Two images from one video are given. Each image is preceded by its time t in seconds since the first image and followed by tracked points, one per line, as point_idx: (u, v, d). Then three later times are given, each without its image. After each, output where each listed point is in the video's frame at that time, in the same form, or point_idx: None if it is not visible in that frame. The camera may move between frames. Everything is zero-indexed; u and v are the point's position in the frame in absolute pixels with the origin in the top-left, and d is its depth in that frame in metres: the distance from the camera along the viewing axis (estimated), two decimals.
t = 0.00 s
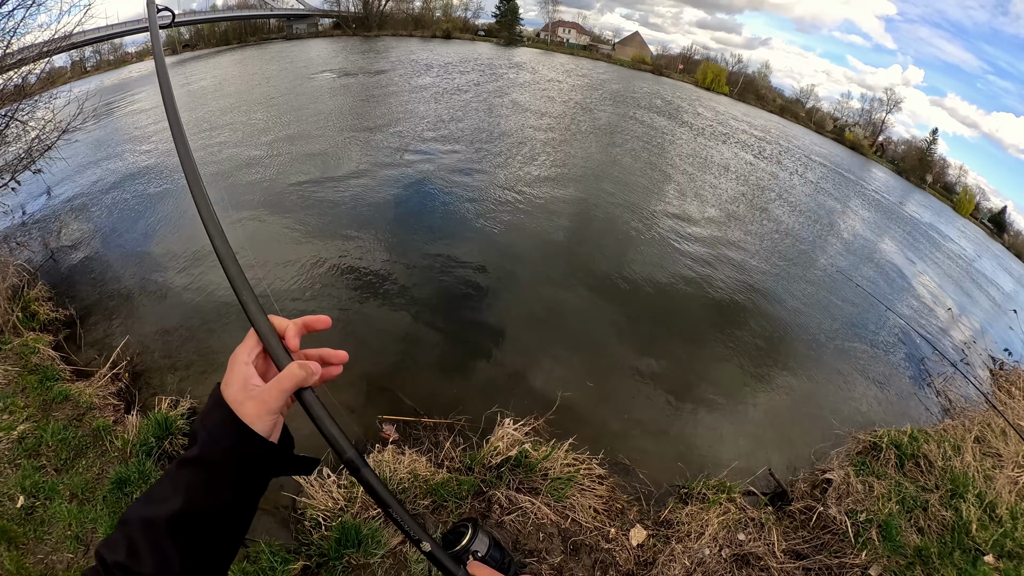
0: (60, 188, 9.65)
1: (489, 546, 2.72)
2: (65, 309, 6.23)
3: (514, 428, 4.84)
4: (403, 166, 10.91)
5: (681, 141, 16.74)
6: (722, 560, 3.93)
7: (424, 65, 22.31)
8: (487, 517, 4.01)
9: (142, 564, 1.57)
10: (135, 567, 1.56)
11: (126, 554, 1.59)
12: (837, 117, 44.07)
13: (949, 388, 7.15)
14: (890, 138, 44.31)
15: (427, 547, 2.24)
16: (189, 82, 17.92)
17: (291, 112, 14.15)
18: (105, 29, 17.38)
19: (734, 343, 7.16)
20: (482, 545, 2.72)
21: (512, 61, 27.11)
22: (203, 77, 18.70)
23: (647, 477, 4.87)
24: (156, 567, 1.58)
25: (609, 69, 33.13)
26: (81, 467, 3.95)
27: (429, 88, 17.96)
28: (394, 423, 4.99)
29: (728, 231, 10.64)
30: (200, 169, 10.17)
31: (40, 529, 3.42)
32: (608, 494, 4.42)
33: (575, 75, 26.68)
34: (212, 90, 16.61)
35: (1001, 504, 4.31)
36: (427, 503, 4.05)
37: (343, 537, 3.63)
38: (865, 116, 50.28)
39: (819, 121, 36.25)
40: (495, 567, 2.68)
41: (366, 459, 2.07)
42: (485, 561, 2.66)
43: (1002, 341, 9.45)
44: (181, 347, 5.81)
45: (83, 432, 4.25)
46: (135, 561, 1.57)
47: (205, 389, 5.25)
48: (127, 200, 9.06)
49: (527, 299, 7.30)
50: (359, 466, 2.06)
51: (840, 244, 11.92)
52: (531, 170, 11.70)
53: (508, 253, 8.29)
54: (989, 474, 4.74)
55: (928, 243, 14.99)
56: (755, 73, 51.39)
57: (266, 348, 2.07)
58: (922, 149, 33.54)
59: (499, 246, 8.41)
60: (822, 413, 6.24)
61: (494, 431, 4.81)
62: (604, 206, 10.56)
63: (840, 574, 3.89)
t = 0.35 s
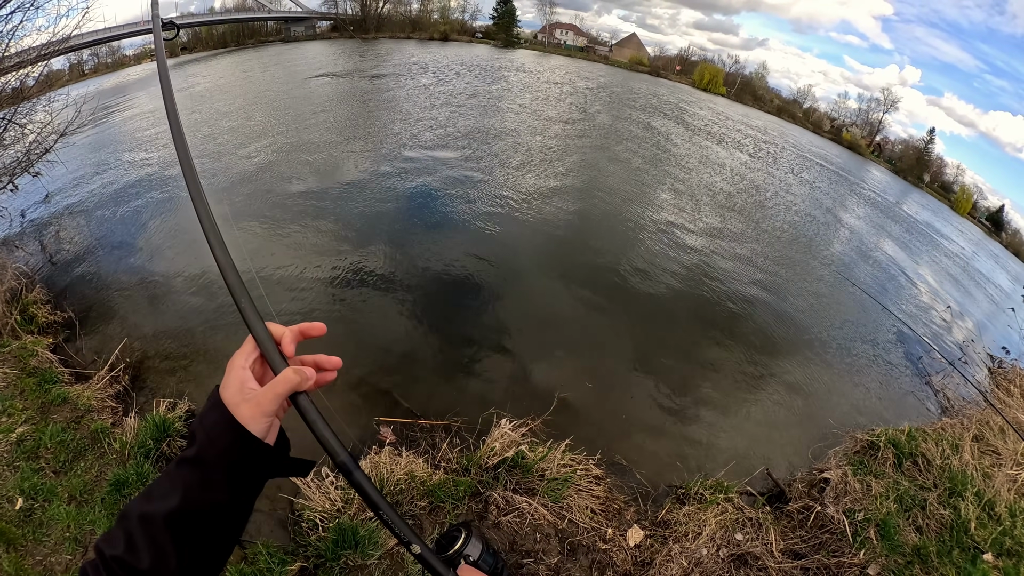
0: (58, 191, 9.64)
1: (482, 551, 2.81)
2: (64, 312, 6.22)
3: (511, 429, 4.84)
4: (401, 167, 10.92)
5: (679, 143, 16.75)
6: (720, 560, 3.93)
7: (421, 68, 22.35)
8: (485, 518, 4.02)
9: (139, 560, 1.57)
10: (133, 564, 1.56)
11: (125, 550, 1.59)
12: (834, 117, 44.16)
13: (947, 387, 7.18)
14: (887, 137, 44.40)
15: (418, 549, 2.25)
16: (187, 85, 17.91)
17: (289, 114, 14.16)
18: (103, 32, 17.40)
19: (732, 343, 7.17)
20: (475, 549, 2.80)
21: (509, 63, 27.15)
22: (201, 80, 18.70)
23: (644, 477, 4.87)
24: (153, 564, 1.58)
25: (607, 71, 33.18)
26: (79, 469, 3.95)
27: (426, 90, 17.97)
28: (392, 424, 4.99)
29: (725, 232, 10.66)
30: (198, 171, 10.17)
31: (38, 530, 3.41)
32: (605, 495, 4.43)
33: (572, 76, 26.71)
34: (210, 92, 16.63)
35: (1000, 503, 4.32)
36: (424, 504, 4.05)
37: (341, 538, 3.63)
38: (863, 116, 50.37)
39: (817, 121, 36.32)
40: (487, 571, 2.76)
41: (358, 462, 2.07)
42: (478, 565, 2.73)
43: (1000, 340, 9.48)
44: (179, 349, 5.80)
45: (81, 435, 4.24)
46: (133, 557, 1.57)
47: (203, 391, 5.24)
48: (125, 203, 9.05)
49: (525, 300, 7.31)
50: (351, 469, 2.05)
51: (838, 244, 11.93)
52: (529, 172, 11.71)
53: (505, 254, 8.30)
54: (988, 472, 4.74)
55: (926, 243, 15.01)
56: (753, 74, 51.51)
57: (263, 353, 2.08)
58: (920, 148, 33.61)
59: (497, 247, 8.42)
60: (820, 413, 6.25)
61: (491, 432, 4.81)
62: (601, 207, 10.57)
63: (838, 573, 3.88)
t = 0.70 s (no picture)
0: (56, 193, 9.61)
1: (494, 550, 2.66)
2: (61, 314, 6.20)
3: (510, 430, 4.83)
4: (400, 169, 10.92)
5: (676, 143, 16.80)
6: (721, 560, 3.93)
7: (419, 69, 22.36)
8: (485, 519, 4.01)
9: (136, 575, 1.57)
10: None
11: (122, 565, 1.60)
12: (831, 117, 44.29)
13: (946, 386, 7.20)
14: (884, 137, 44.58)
15: (424, 555, 2.23)
16: (184, 87, 17.90)
17: (287, 116, 14.15)
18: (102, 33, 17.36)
19: (730, 343, 7.18)
20: (487, 548, 2.66)
21: (506, 65, 27.17)
22: (198, 82, 18.67)
23: (643, 478, 4.87)
24: None
25: (604, 72, 33.28)
26: (77, 472, 3.93)
27: (423, 92, 17.99)
28: (391, 427, 4.98)
29: (723, 232, 10.69)
30: (196, 173, 10.15)
31: (36, 534, 3.40)
32: (605, 496, 4.42)
33: (569, 77, 26.79)
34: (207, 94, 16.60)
35: (1000, 501, 4.33)
36: (424, 506, 4.04)
37: (340, 542, 3.62)
38: (859, 116, 50.53)
39: (814, 122, 36.41)
40: (500, 571, 2.62)
41: (357, 469, 2.06)
42: (490, 566, 2.59)
43: (998, 339, 9.51)
44: (177, 352, 5.78)
45: (79, 438, 4.23)
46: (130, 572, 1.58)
47: (201, 394, 5.22)
48: (123, 205, 9.03)
49: (524, 301, 7.31)
50: (349, 477, 2.03)
51: (836, 244, 11.97)
52: (526, 173, 11.74)
53: (504, 255, 8.30)
54: (988, 471, 4.75)
55: (923, 242, 15.05)
56: (749, 75, 51.67)
57: (252, 360, 2.04)
58: (916, 148, 33.73)
59: (495, 249, 8.42)
60: (820, 412, 6.26)
61: (491, 434, 4.80)
62: (600, 208, 10.59)
63: (838, 572, 3.89)
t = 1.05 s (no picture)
0: (53, 194, 9.59)
1: (497, 549, 2.57)
2: (59, 315, 6.19)
3: (509, 431, 4.84)
4: (398, 170, 10.93)
5: (674, 144, 16.82)
6: (719, 561, 3.94)
7: (417, 70, 22.36)
8: (484, 520, 4.00)
9: None
10: None
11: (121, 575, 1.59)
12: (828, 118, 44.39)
13: (944, 386, 7.21)
14: (881, 138, 44.70)
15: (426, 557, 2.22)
16: (182, 87, 17.87)
17: (285, 116, 14.14)
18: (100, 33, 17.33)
19: (729, 344, 7.19)
20: (489, 548, 2.55)
21: (505, 66, 27.20)
22: (196, 82, 18.66)
23: (641, 479, 4.87)
24: None
25: (603, 73, 33.32)
26: (75, 474, 3.92)
27: (422, 93, 17.99)
28: (389, 428, 4.97)
29: (721, 233, 10.71)
30: (194, 173, 10.13)
31: (35, 536, 3.41)
32: (603, 497, 4.42)
33: (567, 78, 26.82)
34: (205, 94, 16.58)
35: (997, 500, 4.34)
36: (423, 508, 4.03)
37: (339, 543, 3.61)
38: (857, 117, 50.64)
39: (812, 122, 36.51)
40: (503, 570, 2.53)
41: (358, 472, 2.06)
42: (493, 566, 2.50)
43: (995, 339, 9.53)
44: (175, 353, 5.78)
45: (78, 439, 4.22)
46: None
47: (200, 395, 5.21)
48: (121, 205, 9.01)
49: (523, 302, 7.31)
50: (350, 479, 2.04)
51: (834, 244, 12.01)
52: (525, 174, 11.74)
53: (503, 256, 8.31)
54: (985, 470, 4.77)
55: (921, 242, 15.11)
56: (747, 76, 51.79)
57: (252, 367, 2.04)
58: (914, 149, 33.82)
59: (493, 250, 8.42)
60: (818, 413, 6.27)
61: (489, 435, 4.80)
62: (598, 210, 10.60)
63: (836, 572, 3.89)
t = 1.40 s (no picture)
0: (50, 194, 9.56)
1: (502, 556, 2.50)
2: (57, 316, 6.17)
3: (507, 432, 4.83)
4: (396, 170, 10.93)
5: (672, 145, 16.84)
6: (718, 561, 3.94)
7: (416, 70, 22.38)
8: (481, 522, 3.99)
9: None
10: None
11: None
12: (826, 119, 44.47)
13: (942, 385, 7.22)
14: (878, 138, 44.80)
15: (430, 564, 2.17)
16: (181, 87, 17.87)
17: (283, 117, 14.14)
18: (98, 33, 17.31)
19: (727, 344, 7.20)
20: (495, 554, 2.51)
21: (503, 66, 27.22)
22: (194, 82, 18.65)
23: (639, 479, 4.87)
24: None
25: (601, 74, 33.38)
26: (73, 475, 3.91)
27: (420, 93, 18.00)
28: (386, 429, 4.96)
29: (719, 233, 10.72)
30: (192, 173, 10.12)
31: (32, 537, 3.40)
32: (601, 497, 4.42)
33: (565, 79, 26.85)
34: (203, 95, 16.57)
35: (996, 499, 4.35)
36: (420, 508, 4.03)
37: (337, 544, 3.61)
38: (854, 117, 50.77)
39: (809, 123, 36.59)
40: None
41: (361, 479, 2.04)
42: (498, 573, 2.43)
43: (993, 339, 9.55)
44: (172, 354, 5.76)
45: (74, 440, 4.20)
46: None
47: (198, 396, 5.20)
48: (119, 205, 9.01)
49: (521, 303, 7.31)
50: (353, 487, 2.01)
51: (832, 244, 12.03)
52: (523, 174, 11.75)
53: (501, 256, 8.31)
54: (984, 470, 4.77)
55: (918, 242, 15.16)
56: (745, 76, 51.88)
57: (256, 378, 2.03)
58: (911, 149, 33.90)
59: (492, 250, 8.42)
60: (816, 412, 6.27)
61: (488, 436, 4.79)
62: (596, 210, 10.61)
63: (835, 572, 3.89)
